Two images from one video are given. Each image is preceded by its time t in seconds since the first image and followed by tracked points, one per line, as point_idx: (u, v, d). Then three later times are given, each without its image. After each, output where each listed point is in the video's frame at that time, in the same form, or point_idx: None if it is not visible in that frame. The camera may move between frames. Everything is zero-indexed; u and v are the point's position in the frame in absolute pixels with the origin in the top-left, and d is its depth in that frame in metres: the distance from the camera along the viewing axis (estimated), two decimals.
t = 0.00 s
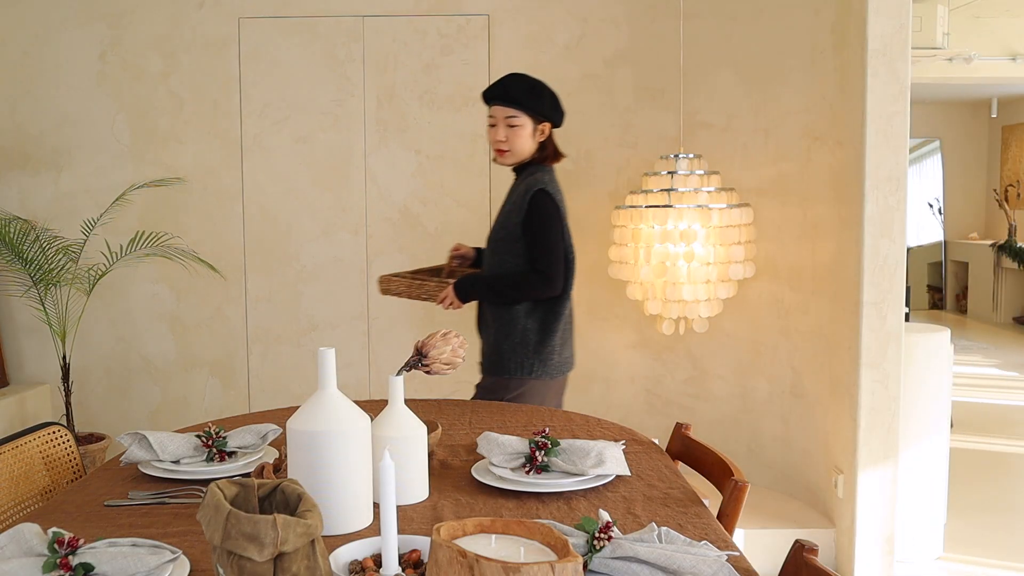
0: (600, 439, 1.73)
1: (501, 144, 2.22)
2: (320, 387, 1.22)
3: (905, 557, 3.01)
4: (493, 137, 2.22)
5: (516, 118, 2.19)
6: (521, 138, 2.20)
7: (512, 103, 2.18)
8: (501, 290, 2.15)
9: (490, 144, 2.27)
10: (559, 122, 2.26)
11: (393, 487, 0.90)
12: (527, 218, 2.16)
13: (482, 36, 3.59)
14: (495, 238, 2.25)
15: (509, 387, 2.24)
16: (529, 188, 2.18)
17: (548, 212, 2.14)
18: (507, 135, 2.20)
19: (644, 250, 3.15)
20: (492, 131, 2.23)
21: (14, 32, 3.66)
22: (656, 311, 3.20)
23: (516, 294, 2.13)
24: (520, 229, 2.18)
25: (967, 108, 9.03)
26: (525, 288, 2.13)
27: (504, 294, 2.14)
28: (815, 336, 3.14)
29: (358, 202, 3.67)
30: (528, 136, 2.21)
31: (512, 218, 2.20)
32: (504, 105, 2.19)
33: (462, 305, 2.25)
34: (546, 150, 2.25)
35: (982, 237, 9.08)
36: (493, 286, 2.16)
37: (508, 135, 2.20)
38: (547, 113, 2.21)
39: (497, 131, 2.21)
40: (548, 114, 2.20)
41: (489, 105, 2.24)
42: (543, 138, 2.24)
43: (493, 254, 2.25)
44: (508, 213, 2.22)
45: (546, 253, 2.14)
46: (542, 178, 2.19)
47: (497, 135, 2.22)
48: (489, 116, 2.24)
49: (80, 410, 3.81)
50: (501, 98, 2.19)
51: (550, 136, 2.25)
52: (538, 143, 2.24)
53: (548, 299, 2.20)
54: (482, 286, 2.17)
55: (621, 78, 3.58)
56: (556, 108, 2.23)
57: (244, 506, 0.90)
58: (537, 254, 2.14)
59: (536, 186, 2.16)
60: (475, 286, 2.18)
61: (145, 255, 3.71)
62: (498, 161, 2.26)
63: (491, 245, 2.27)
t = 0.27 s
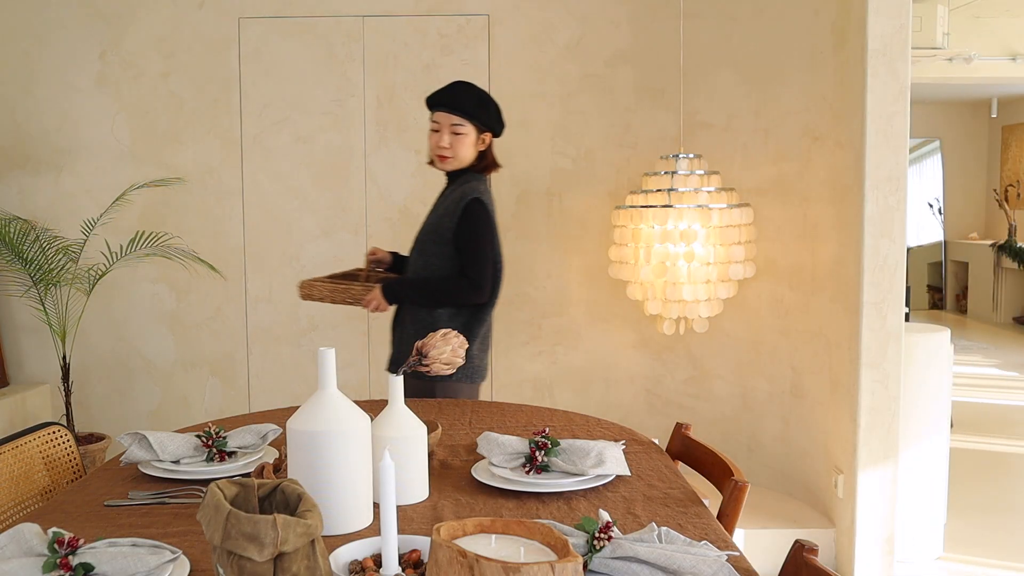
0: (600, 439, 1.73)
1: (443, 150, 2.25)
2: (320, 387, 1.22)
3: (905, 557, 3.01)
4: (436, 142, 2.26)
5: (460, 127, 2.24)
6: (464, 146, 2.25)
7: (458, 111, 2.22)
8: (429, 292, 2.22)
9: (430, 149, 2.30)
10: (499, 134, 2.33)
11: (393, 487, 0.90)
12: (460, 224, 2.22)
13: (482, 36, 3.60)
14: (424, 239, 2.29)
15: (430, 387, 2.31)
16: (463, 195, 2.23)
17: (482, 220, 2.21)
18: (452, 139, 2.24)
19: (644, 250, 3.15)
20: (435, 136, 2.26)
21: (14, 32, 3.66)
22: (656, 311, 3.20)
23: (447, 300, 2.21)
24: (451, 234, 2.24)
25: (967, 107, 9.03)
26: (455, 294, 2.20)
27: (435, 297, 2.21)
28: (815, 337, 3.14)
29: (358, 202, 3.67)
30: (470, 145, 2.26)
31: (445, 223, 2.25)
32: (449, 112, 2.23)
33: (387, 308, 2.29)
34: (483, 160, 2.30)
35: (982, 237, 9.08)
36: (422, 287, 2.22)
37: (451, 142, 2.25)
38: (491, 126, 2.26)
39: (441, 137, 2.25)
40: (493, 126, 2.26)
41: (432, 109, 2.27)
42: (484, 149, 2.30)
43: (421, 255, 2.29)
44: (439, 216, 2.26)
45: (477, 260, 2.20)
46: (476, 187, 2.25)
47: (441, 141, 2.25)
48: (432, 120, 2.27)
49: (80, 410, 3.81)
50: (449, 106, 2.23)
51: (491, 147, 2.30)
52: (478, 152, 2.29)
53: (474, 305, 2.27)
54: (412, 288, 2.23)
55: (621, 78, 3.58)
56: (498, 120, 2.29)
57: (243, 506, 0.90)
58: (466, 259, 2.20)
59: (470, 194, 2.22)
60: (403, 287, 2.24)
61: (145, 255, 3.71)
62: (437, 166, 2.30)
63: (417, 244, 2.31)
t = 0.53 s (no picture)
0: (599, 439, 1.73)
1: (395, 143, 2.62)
2: (320, 387, 1.22)
3: (905, 557, 3.01)
4: (390, 135, 2.63)
5: (414, 123, 2.66)
6: (416, 138, 2.65)
7: (411, 107, 2.66)
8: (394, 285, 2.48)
9: (382, 144, 2.66)
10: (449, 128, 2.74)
11: (393, 487, 0.90)
12: (422, 222, 2.50)
13: (482, 36, 3.60)
14: (384, 236, 2.55)
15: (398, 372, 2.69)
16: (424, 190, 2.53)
17: (440, 218, 2.50)
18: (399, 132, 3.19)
19: (644, 250, 3.15)
20: (390, 131, 2.65)
21: (13, 32, 3.66)
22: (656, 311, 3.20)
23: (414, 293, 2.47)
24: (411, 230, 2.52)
25: (966, 108, 9.03)
26: (419, 287, 2.47)
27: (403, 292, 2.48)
28: (815, 337, 3.13)
29: (357, 202, 3.67)
30: (420, 138, 2.66)
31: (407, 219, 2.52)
32: (403, 108, 2.66)
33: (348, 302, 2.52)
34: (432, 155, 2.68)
35: (982, 237, 9.08)
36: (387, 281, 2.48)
37: (405, 135, 2.64)
38: (439, 119, 2.69)
39: (395, 131, 2.64)
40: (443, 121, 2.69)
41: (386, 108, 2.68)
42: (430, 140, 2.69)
43: (382, 248, 2.54)
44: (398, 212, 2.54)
45: (439, 255, 2.49)
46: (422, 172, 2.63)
47: (395, 134, 2.63)
48: (386, 118, 2.66)
49: (79, 410, 3.81)
50: (405, 102, 2.66)
51: (439, 140, 2.70)
52: (428, 147, 2.67)
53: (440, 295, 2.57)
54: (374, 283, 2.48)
55: (621, 78, 3.58)
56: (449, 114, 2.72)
57: (243, 506, 0.90)
58: (427, 254, 2.49)
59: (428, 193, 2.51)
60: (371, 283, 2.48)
61: (145, 254, 3.71)
62: (389, 160, 2.64)
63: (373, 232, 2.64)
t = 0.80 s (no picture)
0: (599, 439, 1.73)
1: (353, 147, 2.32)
2: (320, 387, 1.22)
3: (905, 557, 3.01)
4: (348, 137, 2.30)
5: (373, 123, 2.30)
6: (376, 139, 2.34)
7: (370, 106, 2.26)
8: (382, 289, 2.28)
9: (337, 142, 2.33)
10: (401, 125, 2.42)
11: (393, 487, 0.90)
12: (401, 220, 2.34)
13: (482, 36, 3.60)
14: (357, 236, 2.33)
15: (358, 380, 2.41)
16: (394, 192, 2.35)
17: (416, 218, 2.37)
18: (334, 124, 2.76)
19: (644, 250, 3.15)
20: (347, 130, 2.30)
21: (13, 32, 3.65)
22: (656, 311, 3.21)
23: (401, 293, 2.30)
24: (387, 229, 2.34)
25: (966, 108, 9.02)
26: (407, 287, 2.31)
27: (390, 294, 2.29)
28: (815, 336, 3.13)
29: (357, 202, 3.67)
30: (380, 139, 2.35)
31: (380, 218, 2.33)
32: (359, 107, 2.26)
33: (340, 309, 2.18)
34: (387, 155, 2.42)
35: (982, 237, 9.08)
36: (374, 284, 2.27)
37: (365, 137, 2.30)
38: (397, 116, 2.34)
39: (353, 132, 2.29)
40: (400, 121, 2.35)
41: (339, 104, 2.27)
42: (388, 139, 2.40)
43: (356, 250, 2.33)
44: (369, 210, 2.34)
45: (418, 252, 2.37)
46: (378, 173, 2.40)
47: (353, 136, 2.30)
48: (340, 115, 2.29)
49: (79, 411, 3.81)
50: (365, 102, 2.26)
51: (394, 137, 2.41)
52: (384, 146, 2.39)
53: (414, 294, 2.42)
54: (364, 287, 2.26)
55: (621, 78, 3.58)
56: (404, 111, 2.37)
57: (243, 506, 0.90)
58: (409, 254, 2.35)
59: (404, 191, 2.35)
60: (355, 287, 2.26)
61: (145, 255, 3.71)
62: (346, 160, 2.35)
63: (331, 232, 2.38)
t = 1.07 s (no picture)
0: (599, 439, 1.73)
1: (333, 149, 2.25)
2: (320, 386, 1.22)
3: (905, 557, 3.01)
4: (329, 140, 2.22)
5: (352, 122, 2.23)
6: (356, 139, 2.27)
7: (348, 106, 2.19)
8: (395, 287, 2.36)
9: (316, 145, 2.24)
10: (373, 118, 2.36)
11: (393, 487, 0.90)
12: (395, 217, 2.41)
13: (482, 36, 3.60)
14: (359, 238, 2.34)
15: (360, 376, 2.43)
16: (381, 188, 2.38)
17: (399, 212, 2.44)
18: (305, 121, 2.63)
19: (644, 250, 3.15)
20: (327, 133, 2.22)
21: (13, 33, 3.65)
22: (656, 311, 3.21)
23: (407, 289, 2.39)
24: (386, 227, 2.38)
25: (965, 108, 9.02)
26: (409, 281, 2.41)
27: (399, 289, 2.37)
28: (815, 336, 3.13)
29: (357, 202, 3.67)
30: (358, 137, 2.28)
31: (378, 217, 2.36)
32: (338, 108, 2.19)
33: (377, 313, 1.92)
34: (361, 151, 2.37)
35: (982, 237, 9.07)
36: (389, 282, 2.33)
37: (346, 138, 2.23)
38: (373, 112, 2.28)
39: (334, 134, 2.21)
40: (377, 117, 2.29)
41: (315, 107, 2.20)
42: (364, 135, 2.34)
43: (361, 251, 2.34)
44: (366, 210, 2.35)
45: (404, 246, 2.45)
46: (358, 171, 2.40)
47: (334, 138, 2.22)
48: (317, 118, 2.21)
49: (79, 411, 3.81)
50: (344, 103, 2.19)
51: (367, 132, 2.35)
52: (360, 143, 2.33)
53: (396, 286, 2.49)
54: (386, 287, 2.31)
55: (621, 78, 3.58)
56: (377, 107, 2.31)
57: (244, 506, 0.90)
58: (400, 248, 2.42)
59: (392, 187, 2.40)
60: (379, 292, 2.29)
61: (145, 254, 3.71)
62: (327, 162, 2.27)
63: (325, 234, 2.33)
